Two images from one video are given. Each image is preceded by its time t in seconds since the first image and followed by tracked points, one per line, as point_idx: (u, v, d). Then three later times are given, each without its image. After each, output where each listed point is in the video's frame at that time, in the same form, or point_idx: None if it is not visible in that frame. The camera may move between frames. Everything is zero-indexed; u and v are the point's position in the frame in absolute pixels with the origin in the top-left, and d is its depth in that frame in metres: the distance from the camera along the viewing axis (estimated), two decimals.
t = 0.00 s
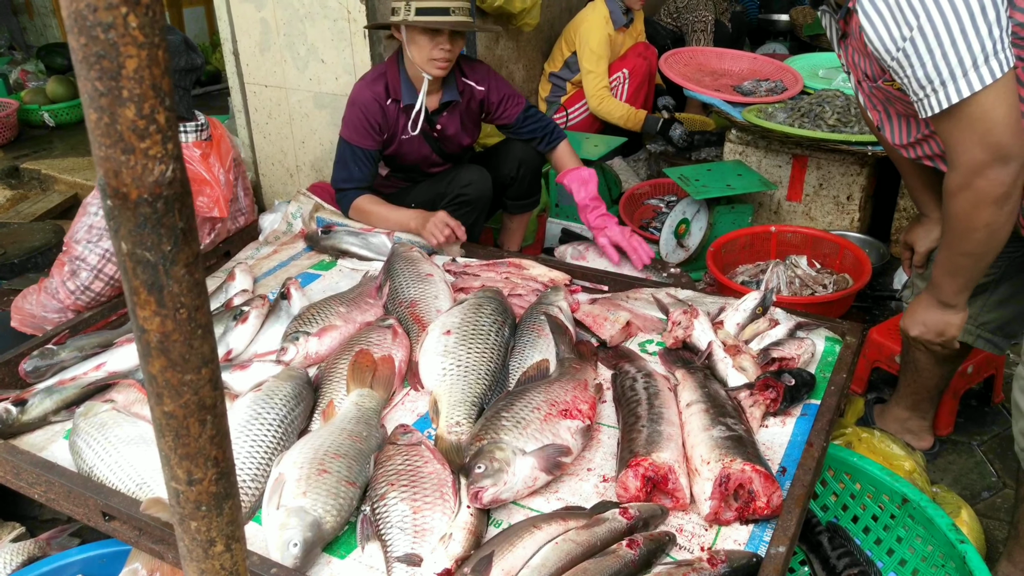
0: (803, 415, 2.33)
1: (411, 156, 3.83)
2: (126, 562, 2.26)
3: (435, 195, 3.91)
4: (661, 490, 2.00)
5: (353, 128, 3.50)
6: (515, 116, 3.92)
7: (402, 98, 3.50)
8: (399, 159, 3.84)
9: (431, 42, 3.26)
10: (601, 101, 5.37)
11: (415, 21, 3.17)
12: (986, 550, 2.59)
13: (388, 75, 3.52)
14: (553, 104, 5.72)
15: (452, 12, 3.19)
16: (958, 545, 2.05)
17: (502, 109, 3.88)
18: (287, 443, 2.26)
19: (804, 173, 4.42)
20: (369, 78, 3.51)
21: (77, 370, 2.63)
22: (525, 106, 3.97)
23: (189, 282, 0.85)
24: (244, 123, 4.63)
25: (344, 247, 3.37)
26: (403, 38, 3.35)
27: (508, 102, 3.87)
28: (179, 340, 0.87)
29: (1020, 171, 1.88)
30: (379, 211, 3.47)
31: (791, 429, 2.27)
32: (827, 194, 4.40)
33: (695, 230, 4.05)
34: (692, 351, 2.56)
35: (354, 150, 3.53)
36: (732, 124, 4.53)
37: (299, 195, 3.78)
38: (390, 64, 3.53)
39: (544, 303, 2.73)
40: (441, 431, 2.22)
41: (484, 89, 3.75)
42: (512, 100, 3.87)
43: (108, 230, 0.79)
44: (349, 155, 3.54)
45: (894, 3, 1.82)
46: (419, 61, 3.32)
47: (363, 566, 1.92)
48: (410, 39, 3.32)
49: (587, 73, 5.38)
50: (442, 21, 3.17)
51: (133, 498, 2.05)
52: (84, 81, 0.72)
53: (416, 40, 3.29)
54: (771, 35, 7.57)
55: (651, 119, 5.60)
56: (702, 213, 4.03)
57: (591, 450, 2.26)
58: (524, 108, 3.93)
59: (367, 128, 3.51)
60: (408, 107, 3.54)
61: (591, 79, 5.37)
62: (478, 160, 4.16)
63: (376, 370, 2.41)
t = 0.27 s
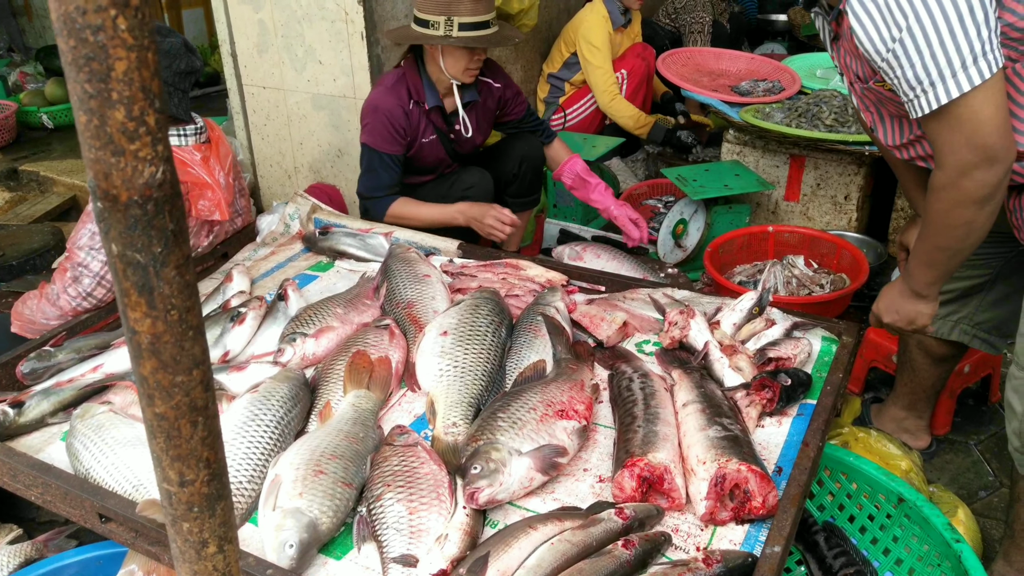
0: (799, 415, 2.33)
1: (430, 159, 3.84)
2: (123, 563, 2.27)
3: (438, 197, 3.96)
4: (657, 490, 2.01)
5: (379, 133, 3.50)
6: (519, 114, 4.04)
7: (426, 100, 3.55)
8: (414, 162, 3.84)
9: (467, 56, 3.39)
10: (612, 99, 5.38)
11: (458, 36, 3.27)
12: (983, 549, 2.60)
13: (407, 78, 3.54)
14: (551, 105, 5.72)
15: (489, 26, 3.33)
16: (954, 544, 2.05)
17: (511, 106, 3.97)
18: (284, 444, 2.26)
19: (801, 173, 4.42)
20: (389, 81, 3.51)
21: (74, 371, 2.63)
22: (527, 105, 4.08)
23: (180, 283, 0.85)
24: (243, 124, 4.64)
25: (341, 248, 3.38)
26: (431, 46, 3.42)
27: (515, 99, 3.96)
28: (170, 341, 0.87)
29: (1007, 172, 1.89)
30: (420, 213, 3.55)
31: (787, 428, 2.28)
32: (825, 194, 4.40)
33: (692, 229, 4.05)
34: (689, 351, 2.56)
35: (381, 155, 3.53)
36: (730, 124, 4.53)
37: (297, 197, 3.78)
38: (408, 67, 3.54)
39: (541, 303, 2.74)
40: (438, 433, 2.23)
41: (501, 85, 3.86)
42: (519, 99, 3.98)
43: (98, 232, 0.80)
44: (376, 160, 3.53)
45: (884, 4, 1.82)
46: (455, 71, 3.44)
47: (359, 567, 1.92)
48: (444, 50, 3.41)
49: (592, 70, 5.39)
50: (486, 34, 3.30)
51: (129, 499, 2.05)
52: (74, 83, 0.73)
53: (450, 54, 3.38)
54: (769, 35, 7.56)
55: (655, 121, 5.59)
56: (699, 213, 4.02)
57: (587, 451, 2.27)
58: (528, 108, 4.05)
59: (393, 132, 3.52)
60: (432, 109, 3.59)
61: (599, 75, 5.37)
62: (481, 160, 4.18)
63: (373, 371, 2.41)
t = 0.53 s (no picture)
0: (785, 416, 2.34)
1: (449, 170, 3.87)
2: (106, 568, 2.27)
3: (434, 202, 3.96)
4: (642, 492, 2.01)
5: (421, 146, 3.52)
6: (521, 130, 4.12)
7: (455, 113, 3.63)
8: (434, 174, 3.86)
9: (483, 68, 3.40)
10: (588, 103, 5.35)
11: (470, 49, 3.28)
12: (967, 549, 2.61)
13: (438, 90, 3.57)
14: (540, 107, 5.73)
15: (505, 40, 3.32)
16: (937, 545, 2.07)
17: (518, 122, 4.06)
18: (270, 447, 2.25)
19: (789, 174, 4.44)
20: (422, 93, 3.54)
21: (58, 375, 2.62)
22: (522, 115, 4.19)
23: (155, 287, 0.84)
24: (231, 126, 4.62)
25: (330, 250, 3.37)
26: (450, 60, 3.47)
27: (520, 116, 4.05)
28: (145, 345, 0.87)
29: (992, 174, 1.91)
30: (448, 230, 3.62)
31: (772, 430, 2.29)
32: (813, 196, 4.42)
33: (681, 231, 4.07)
34: (676, 352, 2.57)
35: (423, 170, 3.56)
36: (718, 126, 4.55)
37: (284, 199, 3.77)
38: (435, 78, 3.57)
39: (528, 305, 2.74)
40: (424, 435, 2.22)
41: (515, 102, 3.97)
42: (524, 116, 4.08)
43: (71, 235, 0.79)
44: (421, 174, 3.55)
45: (867, 10, 1.82)
46: (471, 84, 3.48)
47: (344, 570, 1.91)
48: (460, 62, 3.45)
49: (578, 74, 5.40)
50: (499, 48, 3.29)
51: (113, 503, 2.04)
52: (45, 85, 0.72)
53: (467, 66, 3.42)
54: (758, 37, 7.60)
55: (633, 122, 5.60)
56: (688, 215, 4.04)
57: (574, 452, 2.27)
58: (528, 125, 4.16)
59: (433, 146, 3.56)
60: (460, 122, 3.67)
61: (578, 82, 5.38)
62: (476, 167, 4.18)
63: (360, 374, 2.41)
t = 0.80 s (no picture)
0: (777, 419, 2.34)
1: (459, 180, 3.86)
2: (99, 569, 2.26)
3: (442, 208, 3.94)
4: (634, 494, 2.01)
5: (443, 156, 3.52)
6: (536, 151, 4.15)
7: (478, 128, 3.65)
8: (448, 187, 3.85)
9: (494, 82, 3.44)
10: (591, 105, 5.38)
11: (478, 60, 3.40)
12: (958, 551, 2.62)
13: (463, 103, 3.59)
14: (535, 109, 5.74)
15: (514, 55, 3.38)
16: (928, 547, 2.07)
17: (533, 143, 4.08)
18: (262, 449, 2.25)
19: (783, 177, 4.46)
20: (447, 105, 3.56)
21: (50, 376, 2.60)
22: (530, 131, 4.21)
23: (141, 289, 0.84)
24: (225, 128, 4.62)
25: (323, 252, 3.38)
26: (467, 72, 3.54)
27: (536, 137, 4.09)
28: (132, 347, 0.87)
29: (985, 174, 1.91)
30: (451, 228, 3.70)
31: (764, 432, 2.29)
32: (806, 199, 4.44)
33: (675, 234, 4.09)
34: (668, 354, 2.57)
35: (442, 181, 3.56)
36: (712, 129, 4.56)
37: (278, 200, 3.77)
38: (461, 91, 3.60)
39: (522, 307, 2.74)
40: (417, 437, 2.22)
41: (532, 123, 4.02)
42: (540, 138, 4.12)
43: (57, 238, 0.79)
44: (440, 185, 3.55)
45: (854, 14, 1.83)
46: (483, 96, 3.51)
47: (336, 573, 1.91)
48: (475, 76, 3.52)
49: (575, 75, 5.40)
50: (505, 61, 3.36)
51: (104, 506, 2.03)
52: (29, 88, 0.72)
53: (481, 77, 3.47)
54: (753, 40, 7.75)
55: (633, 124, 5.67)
56: (682, 217, 4.07)
57: (566, 455, 2.27)
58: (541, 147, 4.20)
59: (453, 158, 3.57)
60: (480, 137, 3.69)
61: (579, 83, 5.36)
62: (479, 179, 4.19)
63: (352, 376, 2.41)
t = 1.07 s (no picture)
0: (777, 425, 2.34)
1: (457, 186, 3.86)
2: None
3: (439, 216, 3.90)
4: (634, 500, 2.01)
5: (439, 158, 3.52)
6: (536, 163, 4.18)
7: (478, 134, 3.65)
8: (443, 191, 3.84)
9: (492, 88, 3.46)
10: (590, 112, 5.38)
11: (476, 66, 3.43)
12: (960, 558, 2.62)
13: (464, 109, 3.60)
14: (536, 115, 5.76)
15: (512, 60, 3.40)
16: (929, 553, 2.07)
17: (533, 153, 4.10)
18: (263, 455, 2.25)
19: (783, 183, 4.46)
20: (449, 110, 3.57)
21: (52, 383, 2.61)
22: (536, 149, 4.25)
23: (141, 296, 0.85)
24: (227, 134, 4.64)
25: (324, 258, 3.38)
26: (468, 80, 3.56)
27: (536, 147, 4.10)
28: (132, 354, 0.87)
29: (996, 177, 1.91)
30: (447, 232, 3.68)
31: (765, 438, 2.29)
32: (807, 205, 4.44)
33: (675, 239, 4.08)
34: (669, 360, 2.57)
35: (436, 182, 3.56)
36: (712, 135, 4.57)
37: (280, 207, 3.78)
38: (463, 97, 3.61)
39: (523, 313, 2.74)
40: (417, 443, 2.23)
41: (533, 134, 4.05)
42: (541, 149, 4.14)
43: (57, 246, 0.80)
44: (435, 186, 3.55)
45: (867, 11, 1.84)
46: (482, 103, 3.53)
47: None
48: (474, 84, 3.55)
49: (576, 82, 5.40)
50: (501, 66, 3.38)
51: (105, 511, 2.04)
52: (30, 98, 0.73)
53: (481, 84, 3.49)
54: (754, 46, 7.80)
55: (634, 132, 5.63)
56: (682, 223, 4.06)
57: (567, 461, 2.27)
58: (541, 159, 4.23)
59: (449, 161, 3.57)
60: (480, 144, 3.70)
61: (578, 90, 5.38)
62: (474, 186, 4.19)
63: (353, 383, 2.41)
